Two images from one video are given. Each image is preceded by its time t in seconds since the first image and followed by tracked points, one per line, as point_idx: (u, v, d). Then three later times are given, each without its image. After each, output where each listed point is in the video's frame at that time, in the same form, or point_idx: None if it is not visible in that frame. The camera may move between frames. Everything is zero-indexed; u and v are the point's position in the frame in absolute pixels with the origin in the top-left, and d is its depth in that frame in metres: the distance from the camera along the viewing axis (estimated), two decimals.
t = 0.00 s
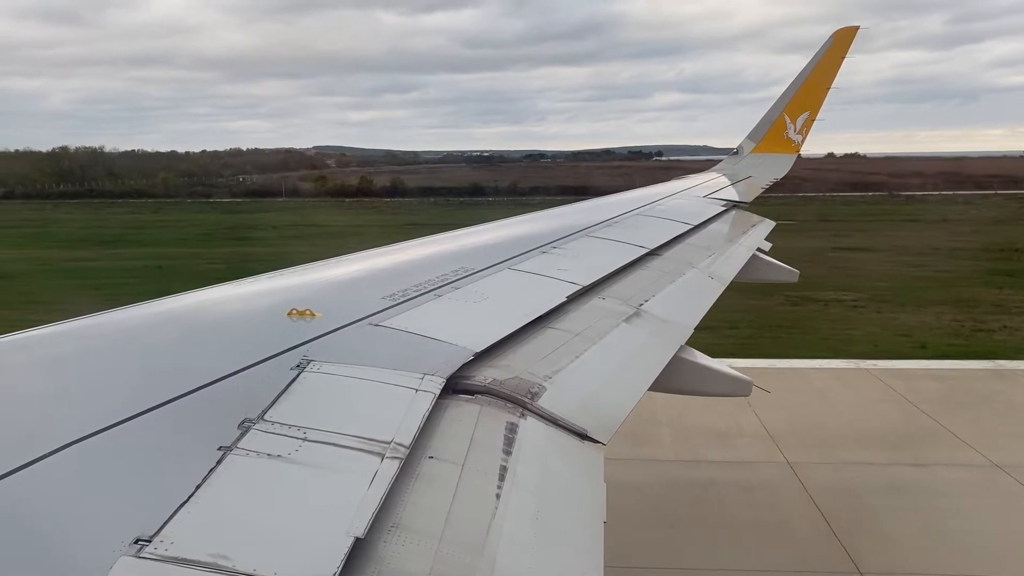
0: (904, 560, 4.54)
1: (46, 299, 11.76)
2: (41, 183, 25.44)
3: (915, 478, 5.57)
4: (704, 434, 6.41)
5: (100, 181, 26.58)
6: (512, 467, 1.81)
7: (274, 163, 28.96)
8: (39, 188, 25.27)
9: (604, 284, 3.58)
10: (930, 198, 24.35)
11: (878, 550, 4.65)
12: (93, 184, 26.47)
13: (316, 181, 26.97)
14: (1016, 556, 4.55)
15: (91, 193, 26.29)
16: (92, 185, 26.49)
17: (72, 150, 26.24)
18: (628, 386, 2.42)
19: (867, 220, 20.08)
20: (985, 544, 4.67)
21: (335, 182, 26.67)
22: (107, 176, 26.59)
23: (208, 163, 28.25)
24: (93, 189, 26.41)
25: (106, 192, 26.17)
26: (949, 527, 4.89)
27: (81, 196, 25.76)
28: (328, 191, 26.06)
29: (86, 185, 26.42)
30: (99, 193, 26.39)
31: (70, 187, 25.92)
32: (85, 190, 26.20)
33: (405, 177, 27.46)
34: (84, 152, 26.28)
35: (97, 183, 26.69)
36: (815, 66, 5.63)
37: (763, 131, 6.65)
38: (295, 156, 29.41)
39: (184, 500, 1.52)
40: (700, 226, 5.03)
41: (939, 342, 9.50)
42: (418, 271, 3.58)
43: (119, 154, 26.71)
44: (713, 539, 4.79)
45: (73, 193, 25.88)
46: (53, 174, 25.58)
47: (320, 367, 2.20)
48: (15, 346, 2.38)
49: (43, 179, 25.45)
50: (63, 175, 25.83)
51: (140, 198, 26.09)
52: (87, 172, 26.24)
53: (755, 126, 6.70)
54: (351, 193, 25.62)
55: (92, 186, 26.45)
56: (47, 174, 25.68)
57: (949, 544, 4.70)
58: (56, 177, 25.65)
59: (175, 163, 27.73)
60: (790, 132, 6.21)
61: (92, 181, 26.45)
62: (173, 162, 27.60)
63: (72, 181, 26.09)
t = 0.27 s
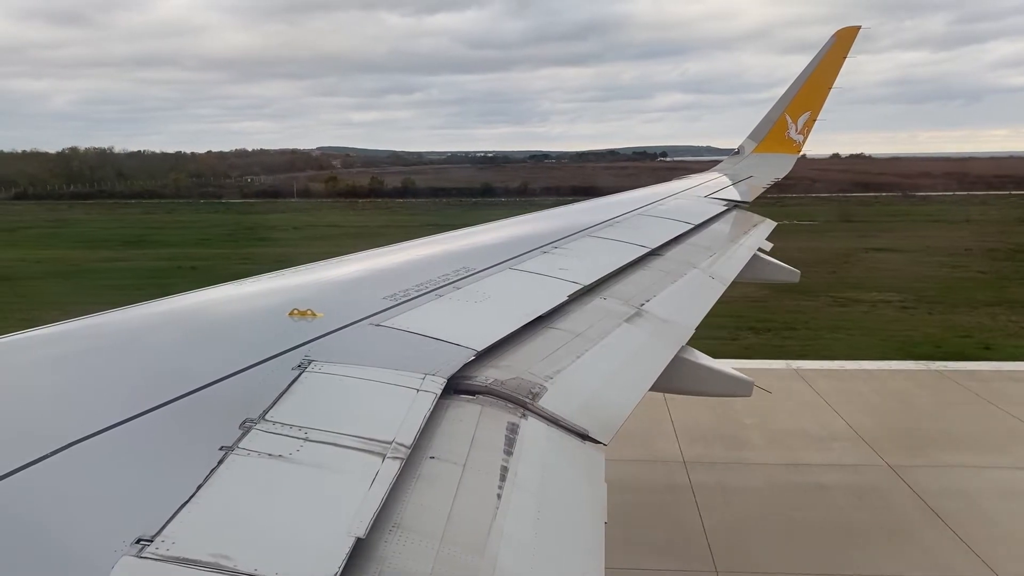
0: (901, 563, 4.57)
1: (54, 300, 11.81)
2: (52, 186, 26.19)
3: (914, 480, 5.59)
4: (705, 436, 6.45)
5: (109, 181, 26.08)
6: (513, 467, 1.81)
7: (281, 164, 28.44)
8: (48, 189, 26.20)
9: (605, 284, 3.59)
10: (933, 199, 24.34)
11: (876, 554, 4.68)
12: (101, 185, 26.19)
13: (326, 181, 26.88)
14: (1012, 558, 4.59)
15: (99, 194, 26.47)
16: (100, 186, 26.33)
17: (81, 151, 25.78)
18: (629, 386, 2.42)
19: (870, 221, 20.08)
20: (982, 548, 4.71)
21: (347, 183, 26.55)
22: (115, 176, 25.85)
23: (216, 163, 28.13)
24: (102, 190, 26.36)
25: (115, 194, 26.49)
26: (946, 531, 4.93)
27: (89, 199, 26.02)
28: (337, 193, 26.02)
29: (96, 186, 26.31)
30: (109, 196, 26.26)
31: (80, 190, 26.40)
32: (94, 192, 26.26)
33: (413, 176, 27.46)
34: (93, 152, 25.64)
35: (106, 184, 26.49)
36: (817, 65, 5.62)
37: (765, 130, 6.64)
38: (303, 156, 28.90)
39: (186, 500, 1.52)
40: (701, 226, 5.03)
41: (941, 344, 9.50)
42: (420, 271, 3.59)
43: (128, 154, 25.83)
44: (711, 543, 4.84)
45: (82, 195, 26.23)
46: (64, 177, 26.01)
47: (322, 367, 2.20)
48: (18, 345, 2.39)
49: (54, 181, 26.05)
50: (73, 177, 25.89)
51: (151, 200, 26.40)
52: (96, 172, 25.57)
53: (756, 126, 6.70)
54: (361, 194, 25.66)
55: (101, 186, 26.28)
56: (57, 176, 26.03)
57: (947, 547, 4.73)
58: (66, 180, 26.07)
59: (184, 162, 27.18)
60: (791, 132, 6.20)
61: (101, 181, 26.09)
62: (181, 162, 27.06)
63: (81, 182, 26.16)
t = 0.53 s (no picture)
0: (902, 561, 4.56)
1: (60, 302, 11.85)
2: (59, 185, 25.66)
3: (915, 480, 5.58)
4: (707, 436, 6.45)
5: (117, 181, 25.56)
6: (515, 467, 1.81)
7: (288, 164, 28.40)
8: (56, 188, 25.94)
9: (606, 285, 3.59)
10: (937, 200, 24.33)
11: (877, 552, 4.66)
12: (108, 185, 25.57)
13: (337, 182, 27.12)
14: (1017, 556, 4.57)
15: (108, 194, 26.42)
16: (108, 186, 25.88)
17: (88, 151, 24.86)
18: (631, 386, 2.42)
19: (874, 222, 20.07)
20: (984, 546, 4.69)
21: (357, 183, 26.81)
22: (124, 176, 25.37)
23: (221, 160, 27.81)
24: (111, 191, 26.46)
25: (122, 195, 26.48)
26: (946, 529, 4.91)
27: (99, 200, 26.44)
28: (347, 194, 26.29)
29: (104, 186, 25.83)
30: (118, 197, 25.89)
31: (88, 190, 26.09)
32: (103, 193, 26.15)
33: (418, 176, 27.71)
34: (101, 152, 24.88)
35: (113, 183, 25.77)
36: (819, 66, 5.61)
37: (767, 131, 6.63)
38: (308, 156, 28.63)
39: (187, 500, 1.52)
40: (702, 227, 5.03)
41: (944, 345, 9.50)
42: (421, 271, 3.59)
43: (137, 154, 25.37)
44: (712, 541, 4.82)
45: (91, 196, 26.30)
46: (71, 177, 25.45)
47: (323, 367, 2.20)
48: (20, 345, 2.39)
49: (62, 181, 25.60)
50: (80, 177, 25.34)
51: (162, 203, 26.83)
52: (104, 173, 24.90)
53: (758, 127, 6.69)
54: (372, 194, 25.90)
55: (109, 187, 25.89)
56: (64, 176, 25.47)
57: (948, 545, 4.72)
58: (73, 180, 25.55)
59: (191, 163, 26.59)
60: (793, 133, 6.20)
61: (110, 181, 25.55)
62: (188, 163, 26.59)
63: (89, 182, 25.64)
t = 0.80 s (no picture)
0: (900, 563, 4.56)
1: (66, 301, 11.92)
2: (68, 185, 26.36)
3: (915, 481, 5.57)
4: (708, 437, 6.44)
5: (124, 182, 26.82)
6: (516, 467, 1.81)
7: (292, 164, 28.43)
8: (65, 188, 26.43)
9: (607, 284, 3.58)
10: (939, 200, 24.33)
11: (876, 554, 4.66)
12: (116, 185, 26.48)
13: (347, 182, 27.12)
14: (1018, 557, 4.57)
15: (116, 194, 26.59)
16: (115, 186, 26.64)
17: (97, 151, 26.20)
18: (632, 386, 2.42)
19: (876, 222, 20.08)
20: (981, 548, 4.69)
21: (367, 183, 26.84)
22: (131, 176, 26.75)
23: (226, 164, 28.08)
24: (119, 190, 26.77)
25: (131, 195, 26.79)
26: (942, 532, 4.90)
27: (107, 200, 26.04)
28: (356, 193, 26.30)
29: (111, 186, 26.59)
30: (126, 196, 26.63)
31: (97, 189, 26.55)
32: (111, 192, 26.54)
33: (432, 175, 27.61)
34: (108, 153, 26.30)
35: (122, 184, 26.86)
36: (819, 65, 5.61)
37: (767, 130, 6.63)
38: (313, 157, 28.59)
39: (188, 500, 1.53)
40: (703, 226, 5.03)
41: (946, 345, 9.49)
42: (423, 271, 3.59)
43: (141, 154, 26.88)
44: (711, 543, 4.82)
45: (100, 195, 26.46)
46: (80, 178, 26.29)
47: (324, 367, 2.20)
48: (23, 346, 2.40)
49: (71, 181, 26.33)
50: (90, 176, 26.17)
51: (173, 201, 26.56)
52: (112, 172, 26.33)
53: (759, 126, 6.69)
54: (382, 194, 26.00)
55: (117, 187, 26.72)
56: (74, 176, 26.32)
57: (946, 548, 4.71)
58: (82, 180, 26.35)
59: (198, 163, 27.55)
60: (794, 133, 6.20)
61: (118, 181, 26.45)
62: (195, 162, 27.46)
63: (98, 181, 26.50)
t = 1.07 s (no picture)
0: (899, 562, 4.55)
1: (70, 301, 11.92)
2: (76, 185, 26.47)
3: (915, 480, 5.56)
4: (708, 437, 6.43)
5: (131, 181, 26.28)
6: (517, 467, 1.81)
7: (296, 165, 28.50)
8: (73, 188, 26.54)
9: (608, 284, 3.58)
10: (940, 200, 24.33)
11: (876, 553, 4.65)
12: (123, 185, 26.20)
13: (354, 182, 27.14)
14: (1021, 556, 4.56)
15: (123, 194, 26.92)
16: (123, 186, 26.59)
17: (106, 150, 25.71)
18: (633, 386, 2.42)
19: (877, 223, 20.08)
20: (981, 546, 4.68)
21: (375, 183, 26.88)
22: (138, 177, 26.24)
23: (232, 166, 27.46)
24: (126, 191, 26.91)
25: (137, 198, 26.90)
26: (946, 531, 4.88)
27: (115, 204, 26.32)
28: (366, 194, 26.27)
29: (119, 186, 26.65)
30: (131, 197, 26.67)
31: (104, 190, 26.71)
32: (117, 192, 26.76)
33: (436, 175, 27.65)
34: (117, 153, 25.76)
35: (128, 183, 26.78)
36: (821, 65, 5.61)
37: (768, 130, 6.62)
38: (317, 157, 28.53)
39: (189, 499, 1.53)
40: (704, 226, 5.02)
41: (946, 345, 9.49)
42: (423, 271, 3.59)
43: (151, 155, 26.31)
44: (711, 542, 4.81)
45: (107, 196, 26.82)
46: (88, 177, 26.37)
47: (325, 367, 2.20)
48: (23, 346, 2.40)
49: (79, 181, 26.38)
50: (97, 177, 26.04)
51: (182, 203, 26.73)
52: (119, 173, 25.83)
53: (760, 126, 6.68)
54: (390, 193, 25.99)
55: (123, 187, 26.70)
56: (81, 176, 26.35)
57: (946, 546, 4.70)
58: (90, 180, 26.32)
59: (204, 163, 27.09)
60: (795, 133, 6.19)
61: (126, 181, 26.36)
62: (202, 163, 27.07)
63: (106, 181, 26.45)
